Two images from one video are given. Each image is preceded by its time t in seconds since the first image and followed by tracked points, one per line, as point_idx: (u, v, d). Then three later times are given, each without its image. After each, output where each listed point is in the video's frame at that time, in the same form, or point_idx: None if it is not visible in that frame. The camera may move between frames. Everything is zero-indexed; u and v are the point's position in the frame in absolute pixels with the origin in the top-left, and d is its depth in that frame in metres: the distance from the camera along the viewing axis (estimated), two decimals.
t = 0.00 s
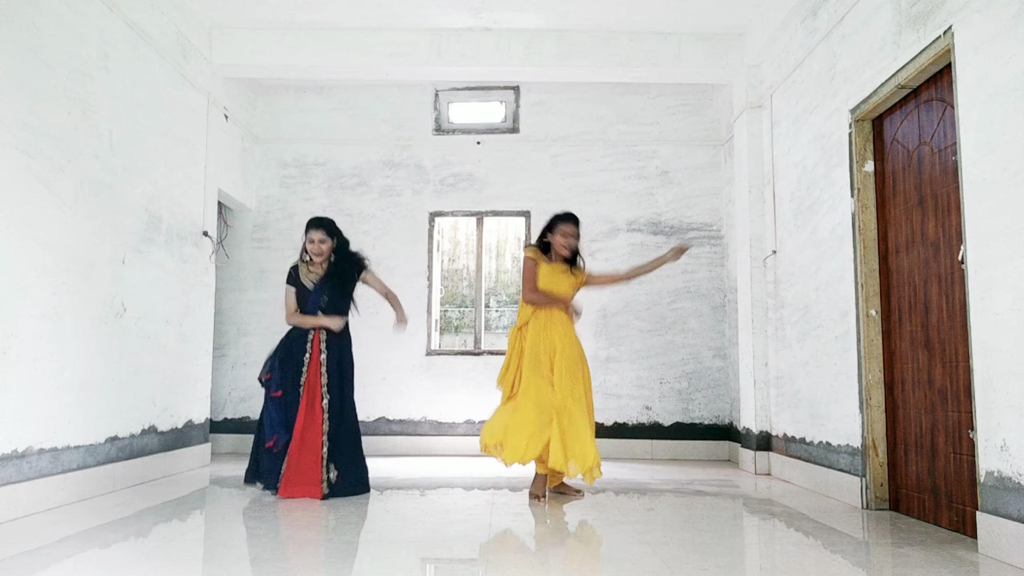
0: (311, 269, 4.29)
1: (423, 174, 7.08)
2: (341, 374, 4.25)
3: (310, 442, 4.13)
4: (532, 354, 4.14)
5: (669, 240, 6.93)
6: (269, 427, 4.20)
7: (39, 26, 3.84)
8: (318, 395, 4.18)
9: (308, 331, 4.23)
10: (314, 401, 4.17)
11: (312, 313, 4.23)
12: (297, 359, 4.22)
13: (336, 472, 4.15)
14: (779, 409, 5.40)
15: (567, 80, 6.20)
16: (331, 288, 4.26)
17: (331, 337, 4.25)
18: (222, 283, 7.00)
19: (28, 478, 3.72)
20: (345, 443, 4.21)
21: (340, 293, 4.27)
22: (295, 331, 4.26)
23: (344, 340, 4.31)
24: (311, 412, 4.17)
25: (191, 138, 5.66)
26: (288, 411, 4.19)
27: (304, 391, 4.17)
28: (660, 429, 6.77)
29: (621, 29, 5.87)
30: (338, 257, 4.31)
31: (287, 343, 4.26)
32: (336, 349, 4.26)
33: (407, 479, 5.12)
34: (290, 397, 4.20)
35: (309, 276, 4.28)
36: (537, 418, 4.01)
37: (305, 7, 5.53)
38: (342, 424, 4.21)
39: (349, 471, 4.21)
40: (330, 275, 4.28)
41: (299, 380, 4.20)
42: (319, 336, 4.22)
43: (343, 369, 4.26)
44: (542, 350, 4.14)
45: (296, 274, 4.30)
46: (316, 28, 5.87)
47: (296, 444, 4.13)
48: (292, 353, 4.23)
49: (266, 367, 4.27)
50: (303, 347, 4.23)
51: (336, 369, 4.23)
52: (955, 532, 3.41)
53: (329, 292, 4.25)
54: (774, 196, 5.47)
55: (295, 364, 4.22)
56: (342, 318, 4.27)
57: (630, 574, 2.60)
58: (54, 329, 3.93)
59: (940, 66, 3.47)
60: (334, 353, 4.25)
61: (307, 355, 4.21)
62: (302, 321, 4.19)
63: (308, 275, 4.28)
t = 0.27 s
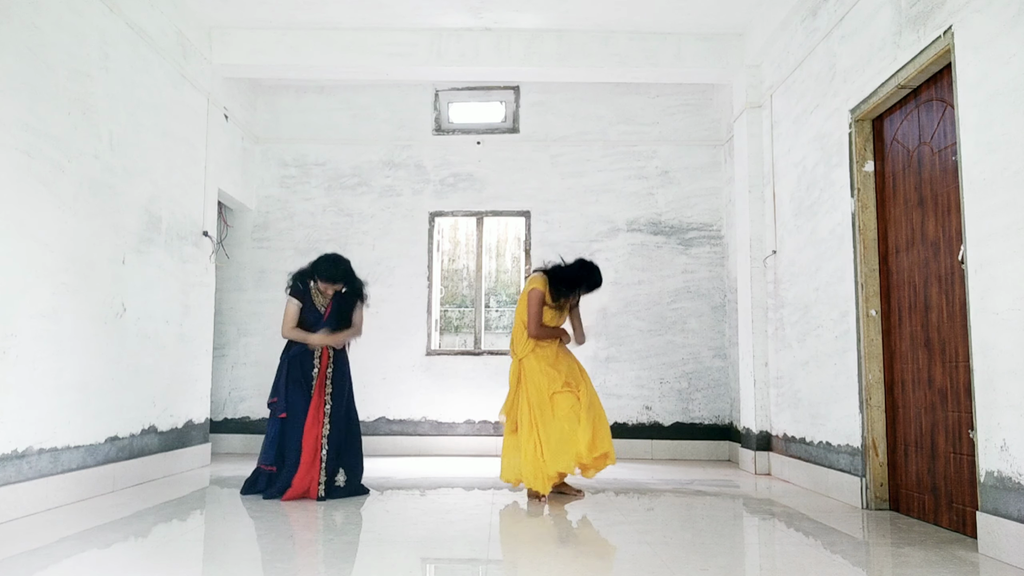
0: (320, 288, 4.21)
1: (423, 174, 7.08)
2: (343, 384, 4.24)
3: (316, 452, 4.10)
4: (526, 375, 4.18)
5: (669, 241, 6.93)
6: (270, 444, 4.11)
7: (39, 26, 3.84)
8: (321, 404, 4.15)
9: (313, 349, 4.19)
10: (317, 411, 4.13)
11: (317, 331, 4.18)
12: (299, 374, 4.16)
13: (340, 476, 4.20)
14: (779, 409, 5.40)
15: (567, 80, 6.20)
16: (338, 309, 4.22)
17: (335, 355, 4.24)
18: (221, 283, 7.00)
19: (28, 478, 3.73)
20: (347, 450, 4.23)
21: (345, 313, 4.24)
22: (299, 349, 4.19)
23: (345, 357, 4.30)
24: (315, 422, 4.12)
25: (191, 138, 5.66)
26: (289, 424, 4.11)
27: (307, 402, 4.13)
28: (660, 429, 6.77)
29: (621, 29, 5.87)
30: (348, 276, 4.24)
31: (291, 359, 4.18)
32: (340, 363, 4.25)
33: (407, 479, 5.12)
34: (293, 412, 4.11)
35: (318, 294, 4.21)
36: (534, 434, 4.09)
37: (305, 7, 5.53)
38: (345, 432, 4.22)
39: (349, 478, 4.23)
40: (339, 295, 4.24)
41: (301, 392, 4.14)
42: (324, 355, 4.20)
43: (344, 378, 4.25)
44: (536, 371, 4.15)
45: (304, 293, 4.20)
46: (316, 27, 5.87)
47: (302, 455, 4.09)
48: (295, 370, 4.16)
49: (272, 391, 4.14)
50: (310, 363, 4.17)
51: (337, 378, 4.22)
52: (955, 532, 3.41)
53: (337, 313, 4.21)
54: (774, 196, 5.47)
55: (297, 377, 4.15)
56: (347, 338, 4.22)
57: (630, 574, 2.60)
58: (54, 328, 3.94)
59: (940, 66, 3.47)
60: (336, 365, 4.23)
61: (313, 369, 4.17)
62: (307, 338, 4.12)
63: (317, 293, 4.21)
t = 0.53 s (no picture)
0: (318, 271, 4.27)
1: (423, 174, 7.08)
2: (341, 371, 4.27)
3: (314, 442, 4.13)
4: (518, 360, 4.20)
5: (669, 240, 6.93)
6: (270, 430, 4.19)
7: (39, 26, 3.84)
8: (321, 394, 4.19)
9: (309, 333, 4.23)
10: (316, 401, 4.17)
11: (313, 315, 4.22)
12: (298, 360, 4.20)
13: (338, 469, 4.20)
14: (779, 409, 5.40)
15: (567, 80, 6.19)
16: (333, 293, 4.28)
17: (330, 338, 4.26)
18: (221, 284, 7.00)
19: (28, 478, 3.73)
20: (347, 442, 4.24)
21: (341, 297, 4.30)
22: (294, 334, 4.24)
23: (343, 343, 4.33)
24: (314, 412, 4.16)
25: (192, 138, 5.66)
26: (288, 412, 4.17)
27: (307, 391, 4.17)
28: (660, 429, 6.77)
29: (621, 29, 5.86)
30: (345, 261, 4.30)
31: (287, 342, 4.24)
32: (337, 349, 4.28)
33: (406, 479, 5.12)
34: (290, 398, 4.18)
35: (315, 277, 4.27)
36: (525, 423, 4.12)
37: (306, 7, 5.53)
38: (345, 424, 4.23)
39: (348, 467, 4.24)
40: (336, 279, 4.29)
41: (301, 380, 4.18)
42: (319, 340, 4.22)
43: (343, 365, 4.29)
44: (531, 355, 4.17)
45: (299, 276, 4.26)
46: (316, 28, 5.87)
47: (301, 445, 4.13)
48: (294, 356, 4.21)
49: (266, 371, 4.23)
50: (305, 347, 4.21)
51: (336, 367, 4.25)
52: (955, 532, 3.41)
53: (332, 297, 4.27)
54: (774, 196, 5.47)
55: (296, 365, 4.20)
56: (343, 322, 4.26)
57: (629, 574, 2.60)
58: (54, 328, 3.93)
59: (940, 66, 3.47)
60: (335, 352, 4.27)
61: (310, 354, 4.20)
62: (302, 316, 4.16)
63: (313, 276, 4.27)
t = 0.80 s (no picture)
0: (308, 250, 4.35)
1: (423, 174, 7.08)
2: (340, 359, 4.28)
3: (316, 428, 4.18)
4: (518, 334, 4.27)
5: (669, 240, 6.93)
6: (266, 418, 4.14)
7: (39, 26, 3.84)
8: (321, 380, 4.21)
9: (306, 313, 4.23)
10: (317, 387, 4.19)
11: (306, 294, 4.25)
12: (295, 346, 4.22)
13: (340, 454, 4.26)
14: (779, 409, 5.40)
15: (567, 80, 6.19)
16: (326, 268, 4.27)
17: (328, 314, 4.28)
18: (221, 284, 6.99)
19: (28, 478, 3.73)
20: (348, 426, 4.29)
21: (335, 273, 4.30)
22: (292, 314, 4.24)
23: (342, 319, 4.35)
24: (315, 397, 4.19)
25: (192, 138, 5.66)
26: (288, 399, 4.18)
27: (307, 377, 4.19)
28: (661, 429, 6.77)
29: (621, 29, 5.86)
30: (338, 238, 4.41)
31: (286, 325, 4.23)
32: (336, 334, 4.29)
33: (407, 479, 5.12)
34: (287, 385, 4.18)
35: (306, 256, 4.32)
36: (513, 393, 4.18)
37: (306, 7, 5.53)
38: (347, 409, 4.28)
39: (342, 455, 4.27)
40: (329, 256, 4.31)
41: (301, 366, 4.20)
42: (315, 317, 4.23)
43: (343, 352, 4.30)
44: (528, 328, 4.23)
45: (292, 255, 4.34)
46: (316, 28, 5.87)
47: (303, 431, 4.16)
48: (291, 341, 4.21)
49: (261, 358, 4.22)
50: (303, 330, 4.22)
51: (335, 354, 4.27)
52: (955, 532, 3.41)
53: (324, 272, 4.26)
54: (774, 196, 5.47)
55: (295, 351, 4.21)
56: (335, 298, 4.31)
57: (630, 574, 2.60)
58: (54, 328, 3.93)
59: (940, 66, 3.47)
60: (333, 337, 4.27)
61: (308, 339, 4.21)
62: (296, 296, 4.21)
63: (304, 256, 4.32)
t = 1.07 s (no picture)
0: (313, 257, 4.37)
1: (423, 174, 7.08)
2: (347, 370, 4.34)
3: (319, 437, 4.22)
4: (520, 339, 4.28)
5: (669, 240, 6.93)
6: (268, 425, 4.18)
7: (38, 26, 3.84)
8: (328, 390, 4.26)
9: (320, 322, 4.27)
10: (321, 396, 4.24)
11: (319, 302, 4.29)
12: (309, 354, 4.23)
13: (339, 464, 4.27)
14: (779, 409, 5.40)
15: (567, 80, 6.19)
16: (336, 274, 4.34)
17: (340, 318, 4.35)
18: (221, 284, 6.99)
19: (28, 478, 3.73)
20: (348, 437, 4.32)
21: (344, 279, 4.37)
22: (302, 324, 4.26)
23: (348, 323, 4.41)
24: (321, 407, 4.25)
25: (192, 138, 5.66)
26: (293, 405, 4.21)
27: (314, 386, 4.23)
28: (661, 429, 6.77)
29: (621, 29, 5.86)
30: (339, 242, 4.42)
31: (298, 336, 4.25)
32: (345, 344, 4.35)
33: (406, 479, 5.12)
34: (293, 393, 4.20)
35: (312, 262, 4.35)
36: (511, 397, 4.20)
37: (306, 7, 5.53)
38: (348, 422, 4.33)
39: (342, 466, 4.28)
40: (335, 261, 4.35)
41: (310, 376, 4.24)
42: (329, 324, 4.29)
43: (350, 363, 4.36)
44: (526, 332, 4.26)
45: (297, 262, 4.34)
46: (316, 27, 5.87)
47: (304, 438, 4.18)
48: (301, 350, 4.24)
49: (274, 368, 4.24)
50: (315, 341, 4.26)
51: (343, 364, 4.32)
52: (955, 532, 3.41)
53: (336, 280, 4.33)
54: (774, 196, 5.47)
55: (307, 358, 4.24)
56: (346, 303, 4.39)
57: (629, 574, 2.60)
58: (54, 328, 3.94)
59: (940, 66, 3.47)
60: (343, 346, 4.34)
61: (319, 347, 4.26)
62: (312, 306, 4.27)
63: (310, 262, 4.34)
